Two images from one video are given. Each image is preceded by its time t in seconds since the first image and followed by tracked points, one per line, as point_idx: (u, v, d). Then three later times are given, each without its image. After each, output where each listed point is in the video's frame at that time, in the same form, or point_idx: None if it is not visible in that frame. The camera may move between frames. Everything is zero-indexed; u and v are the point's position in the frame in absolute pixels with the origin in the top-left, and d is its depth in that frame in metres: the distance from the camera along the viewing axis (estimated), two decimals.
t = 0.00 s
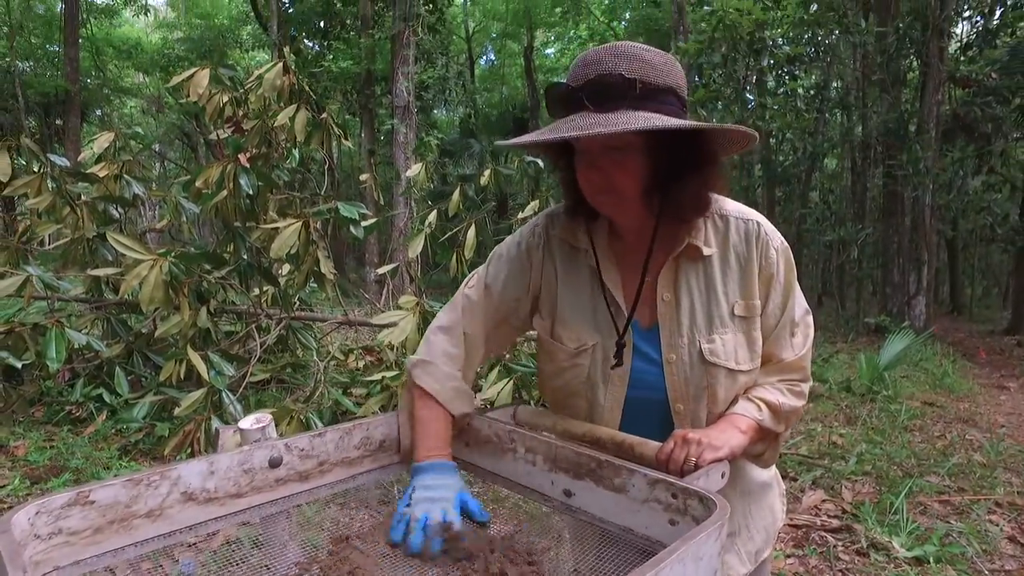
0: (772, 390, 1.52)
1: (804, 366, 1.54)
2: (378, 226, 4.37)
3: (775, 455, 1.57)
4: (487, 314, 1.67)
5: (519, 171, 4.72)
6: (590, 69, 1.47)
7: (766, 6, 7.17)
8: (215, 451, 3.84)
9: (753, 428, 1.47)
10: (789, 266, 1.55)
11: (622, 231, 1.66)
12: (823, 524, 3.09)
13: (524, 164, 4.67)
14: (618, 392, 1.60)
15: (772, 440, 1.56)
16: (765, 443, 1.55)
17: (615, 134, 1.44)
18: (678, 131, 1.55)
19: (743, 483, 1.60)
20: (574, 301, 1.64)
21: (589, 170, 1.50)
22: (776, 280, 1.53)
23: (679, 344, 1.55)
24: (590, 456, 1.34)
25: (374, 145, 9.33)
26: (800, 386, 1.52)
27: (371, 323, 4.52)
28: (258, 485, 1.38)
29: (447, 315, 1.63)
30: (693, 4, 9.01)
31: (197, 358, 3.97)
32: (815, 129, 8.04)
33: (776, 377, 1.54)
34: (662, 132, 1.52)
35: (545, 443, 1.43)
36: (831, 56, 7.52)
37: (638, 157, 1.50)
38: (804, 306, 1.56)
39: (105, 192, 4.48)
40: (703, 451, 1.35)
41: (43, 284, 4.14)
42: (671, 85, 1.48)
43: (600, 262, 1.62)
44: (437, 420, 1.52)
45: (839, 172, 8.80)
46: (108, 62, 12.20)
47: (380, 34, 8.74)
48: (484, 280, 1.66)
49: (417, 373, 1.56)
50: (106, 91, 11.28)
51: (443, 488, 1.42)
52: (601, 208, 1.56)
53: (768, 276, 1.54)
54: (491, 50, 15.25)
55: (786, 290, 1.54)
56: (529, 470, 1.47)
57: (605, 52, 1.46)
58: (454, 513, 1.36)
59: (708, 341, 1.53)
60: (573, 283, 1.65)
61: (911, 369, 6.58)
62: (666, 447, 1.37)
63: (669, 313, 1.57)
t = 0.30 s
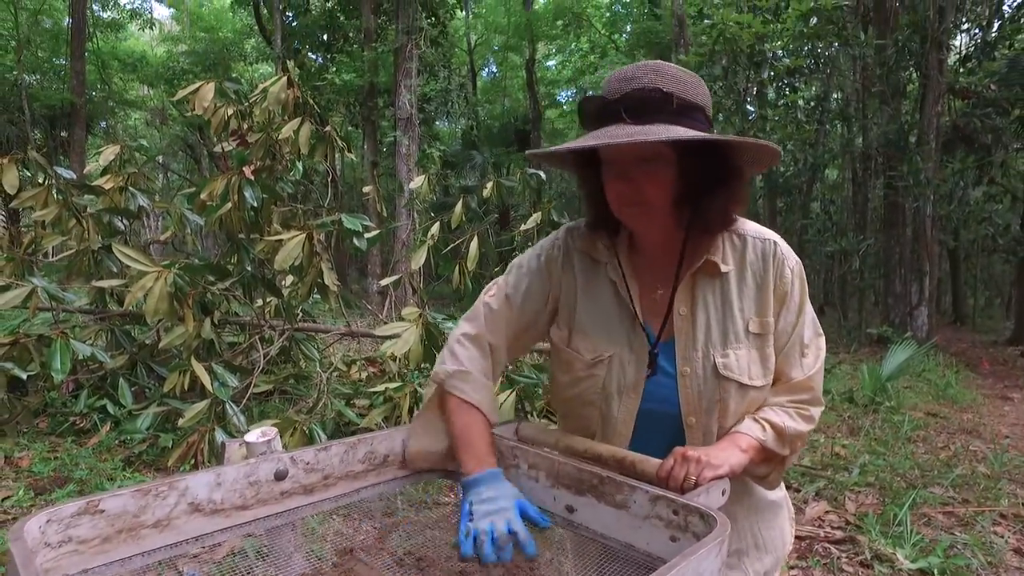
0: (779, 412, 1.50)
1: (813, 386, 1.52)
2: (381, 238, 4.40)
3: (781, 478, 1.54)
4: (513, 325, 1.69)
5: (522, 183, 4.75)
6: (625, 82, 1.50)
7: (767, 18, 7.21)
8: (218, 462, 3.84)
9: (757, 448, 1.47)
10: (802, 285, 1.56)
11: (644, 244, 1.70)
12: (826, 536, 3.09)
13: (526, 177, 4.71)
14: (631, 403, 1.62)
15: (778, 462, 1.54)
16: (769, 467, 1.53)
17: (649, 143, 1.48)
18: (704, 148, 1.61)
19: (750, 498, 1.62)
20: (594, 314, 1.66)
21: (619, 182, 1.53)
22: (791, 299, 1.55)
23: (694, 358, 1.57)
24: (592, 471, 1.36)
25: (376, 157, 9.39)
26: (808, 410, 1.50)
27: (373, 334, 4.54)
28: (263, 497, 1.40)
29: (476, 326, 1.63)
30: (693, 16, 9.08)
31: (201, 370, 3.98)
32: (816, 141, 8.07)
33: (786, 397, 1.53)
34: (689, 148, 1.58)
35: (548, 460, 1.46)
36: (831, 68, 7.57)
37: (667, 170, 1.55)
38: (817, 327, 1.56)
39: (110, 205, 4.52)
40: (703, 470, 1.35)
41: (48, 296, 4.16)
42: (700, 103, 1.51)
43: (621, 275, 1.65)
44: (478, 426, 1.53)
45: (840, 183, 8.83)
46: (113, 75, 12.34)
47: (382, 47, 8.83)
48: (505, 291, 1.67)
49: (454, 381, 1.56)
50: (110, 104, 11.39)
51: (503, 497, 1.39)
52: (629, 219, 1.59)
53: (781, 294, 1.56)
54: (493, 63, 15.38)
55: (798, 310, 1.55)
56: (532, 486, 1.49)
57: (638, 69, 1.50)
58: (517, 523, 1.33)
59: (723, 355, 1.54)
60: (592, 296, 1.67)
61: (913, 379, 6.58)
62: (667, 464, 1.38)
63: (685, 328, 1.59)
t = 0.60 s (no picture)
0: (784, 425, 1.52)
1: (817, 396, 1.57)
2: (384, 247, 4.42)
3: (787, 487, 1.57)
4: (539, 367, 1.57)
5: (524, 192, 4.79)
6: (655, 104, 1.51)
7: (767, 29, 7.26)
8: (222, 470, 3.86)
9: (766, 459, 1.50)
10: (807, 300, 1.61)
11: (657, 269, 1.69)
12: (829, 544, 3.10)
13: (529, 186, 4.74)
14: (652, 431, 1.62)
15: (784, 473, 1.57)
16: (776, 477, 1.56)
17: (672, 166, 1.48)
18: (724, 174, 1.60)
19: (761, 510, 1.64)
20: (612, 343, 1.64)
21: (640, 204, 1.51)
22: (799, 315, 1.59)
23: (713, 378, 1.58)
24: (600, 485, 1.37)
25: (379, 167, 9.46)
26: (812, 421, 1.55)
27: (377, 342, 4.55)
28: (273, 504, 1.41)
29: (497, 372, 1.52)
30: (694, 26, 9.14)
31: (206, 379, 4.00)
32: (816, 150, 8.11)
33: (791, 409, 1.57)
34: (711, 173, 1.57)
35: (554, 471, 1.46)
36: (831, 77, 7.62)
37: (689, 194, 1.54)
38: (819, 339, 1.62)
39: (115, 214, 4.56)
40: (706, 483, 1.38)
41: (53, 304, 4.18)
42: (724, 128, 1.54)
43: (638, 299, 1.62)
44: (481, 480, 1.36)
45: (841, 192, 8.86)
46: (118, 85, 12.47)
47: (385, 57, 8.92)
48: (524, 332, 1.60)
49: (465, 431, 1.43)
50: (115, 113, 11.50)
51: (479, 574, 1.14)
52: (647, 242, 1.57)
53: (789, 310, 1.60)
54: (495, 72, 15.48)
55: (805, 325, 1.60)
56: (535, 497, 1.50)
57: (665, 92, 1.53)
58: None
59: (744, 374, 1.57)
60: (610, 321, 1.64)
61: (915, 387, 6.58)
62: (670, 479, 1.41)
63: (702, 349, 1.61)
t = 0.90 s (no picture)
0: (770, 422, 1.59)
1: (797, 392, 1.64)
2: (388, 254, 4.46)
3: (778, 481, 1.62)
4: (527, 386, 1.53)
5: (526, 200, 4.82)
6: (622, 119, 1.54)
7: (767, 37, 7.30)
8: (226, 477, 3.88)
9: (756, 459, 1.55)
10: (782, 302, 1.66)
11: (634, 283, 1.67)
12: (831, 550, 3.12)
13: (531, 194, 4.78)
14: (648, 446, 1.63)
15: (774, 467, 1.62)
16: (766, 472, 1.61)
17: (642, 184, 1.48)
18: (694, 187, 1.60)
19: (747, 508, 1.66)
20: (595, 360, 1.63)
21: (609, 221, 1.51)
22: (776, 316, 1.64)
23: (704, 391, 1.60)
24: (600, 490, 1.39)
25: (381, 174, 9.51)
26: (795, 412, 1.62)
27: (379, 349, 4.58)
28: (282, 508, 1.43)
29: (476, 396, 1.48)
30: (694, 35, 9.19)
31: (210, 386, 4.03)
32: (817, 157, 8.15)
33: (774, 409, 1.62)
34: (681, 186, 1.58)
35: (556, 477, 1.49)
36: (831, 85, 7.66)
37: (659, 209, 1.54)
38: (795, 337, 1.67)
39: (121, 222, 4.61)
40: (705, 489, 1.41)
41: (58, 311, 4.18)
42: (693, 143, 1.58)
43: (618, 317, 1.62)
44: (446, 504, 1.30)
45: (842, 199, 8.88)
46: (122, 92, 12.55)
47: (388, 66, 8.99)
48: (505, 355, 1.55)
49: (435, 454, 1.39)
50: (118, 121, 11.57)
51: None
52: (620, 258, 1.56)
53: (767, 313, 1.64)
54: (496, 80, 15.56)
55: (781, 326, 1.65)
56: (539, 501, 1.53)
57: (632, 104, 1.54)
58: None
59: (733, 382, 1.59)
60: (591, 340, 1.63)
61: (917, 394, 6.58)
62: (670, 486, 1.44)
63: (687, 359, 1.62)
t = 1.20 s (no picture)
0: (761, 418, 1.63)
1: (785, 389, 1.68)
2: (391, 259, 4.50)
3: (770, 474, 1.66)
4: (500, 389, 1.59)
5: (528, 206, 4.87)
6: (601, 131, 1.58)
7: (768, 44, 7.34)
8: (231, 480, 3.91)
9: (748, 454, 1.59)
10: (766, 303, 1.69)
11: (618, 290, 1.71)
12: (831, 552, 3.15)
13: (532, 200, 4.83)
14: (643, 447, 1.66)
15: (766, 460, 1.67)
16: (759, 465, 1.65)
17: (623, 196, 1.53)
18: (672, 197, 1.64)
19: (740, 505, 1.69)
20: (579, 363, 1.67)
21: (589, 232, 1.57)
22: (759, 317, 1.67)
23: (689, 394, 1.63)
24: (601, 486, 1.43)
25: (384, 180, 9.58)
26: (784, 407, 1.66)
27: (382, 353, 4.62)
28: (294, 506, 1.47)
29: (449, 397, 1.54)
30: (694, 41, 9.25)
31: (215, 390, 4.05)
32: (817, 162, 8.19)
33: (763, 406, 1.66)
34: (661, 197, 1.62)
35: (558, 474, 1.52)
36: (831, 91, 7.71)
37: (638, 220, 1.58)
38: (781, 336, 1.71)
39: (126, 228, 4.65)
40: (703, 485, 1.45)
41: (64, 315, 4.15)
42: (670, 152, 1.61)
43: (601, 322, 1.66)
44: (384, 488, 1.34)
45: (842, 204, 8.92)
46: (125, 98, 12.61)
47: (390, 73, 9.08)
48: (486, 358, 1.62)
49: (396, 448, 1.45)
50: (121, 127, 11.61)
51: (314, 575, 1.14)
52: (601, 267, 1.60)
53: (751, 314, 1.68)
54: (497, 87, 15.68)
55: (765, 326, 1.68)
56: (542, 499, 1.56)
57: (611, 117, 1.58)
58: None
59: (719, 385, 1.62)
60: (577, 346, 1.68)
61: (918, 398, 6.60)
62: (670, 483, 1.47)
63: (674, 362, 1.65)
